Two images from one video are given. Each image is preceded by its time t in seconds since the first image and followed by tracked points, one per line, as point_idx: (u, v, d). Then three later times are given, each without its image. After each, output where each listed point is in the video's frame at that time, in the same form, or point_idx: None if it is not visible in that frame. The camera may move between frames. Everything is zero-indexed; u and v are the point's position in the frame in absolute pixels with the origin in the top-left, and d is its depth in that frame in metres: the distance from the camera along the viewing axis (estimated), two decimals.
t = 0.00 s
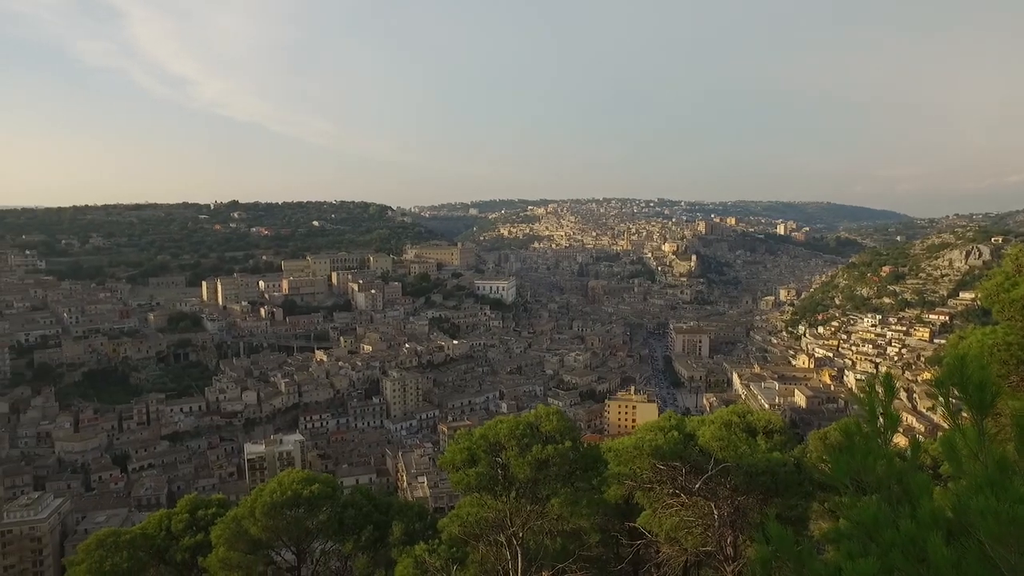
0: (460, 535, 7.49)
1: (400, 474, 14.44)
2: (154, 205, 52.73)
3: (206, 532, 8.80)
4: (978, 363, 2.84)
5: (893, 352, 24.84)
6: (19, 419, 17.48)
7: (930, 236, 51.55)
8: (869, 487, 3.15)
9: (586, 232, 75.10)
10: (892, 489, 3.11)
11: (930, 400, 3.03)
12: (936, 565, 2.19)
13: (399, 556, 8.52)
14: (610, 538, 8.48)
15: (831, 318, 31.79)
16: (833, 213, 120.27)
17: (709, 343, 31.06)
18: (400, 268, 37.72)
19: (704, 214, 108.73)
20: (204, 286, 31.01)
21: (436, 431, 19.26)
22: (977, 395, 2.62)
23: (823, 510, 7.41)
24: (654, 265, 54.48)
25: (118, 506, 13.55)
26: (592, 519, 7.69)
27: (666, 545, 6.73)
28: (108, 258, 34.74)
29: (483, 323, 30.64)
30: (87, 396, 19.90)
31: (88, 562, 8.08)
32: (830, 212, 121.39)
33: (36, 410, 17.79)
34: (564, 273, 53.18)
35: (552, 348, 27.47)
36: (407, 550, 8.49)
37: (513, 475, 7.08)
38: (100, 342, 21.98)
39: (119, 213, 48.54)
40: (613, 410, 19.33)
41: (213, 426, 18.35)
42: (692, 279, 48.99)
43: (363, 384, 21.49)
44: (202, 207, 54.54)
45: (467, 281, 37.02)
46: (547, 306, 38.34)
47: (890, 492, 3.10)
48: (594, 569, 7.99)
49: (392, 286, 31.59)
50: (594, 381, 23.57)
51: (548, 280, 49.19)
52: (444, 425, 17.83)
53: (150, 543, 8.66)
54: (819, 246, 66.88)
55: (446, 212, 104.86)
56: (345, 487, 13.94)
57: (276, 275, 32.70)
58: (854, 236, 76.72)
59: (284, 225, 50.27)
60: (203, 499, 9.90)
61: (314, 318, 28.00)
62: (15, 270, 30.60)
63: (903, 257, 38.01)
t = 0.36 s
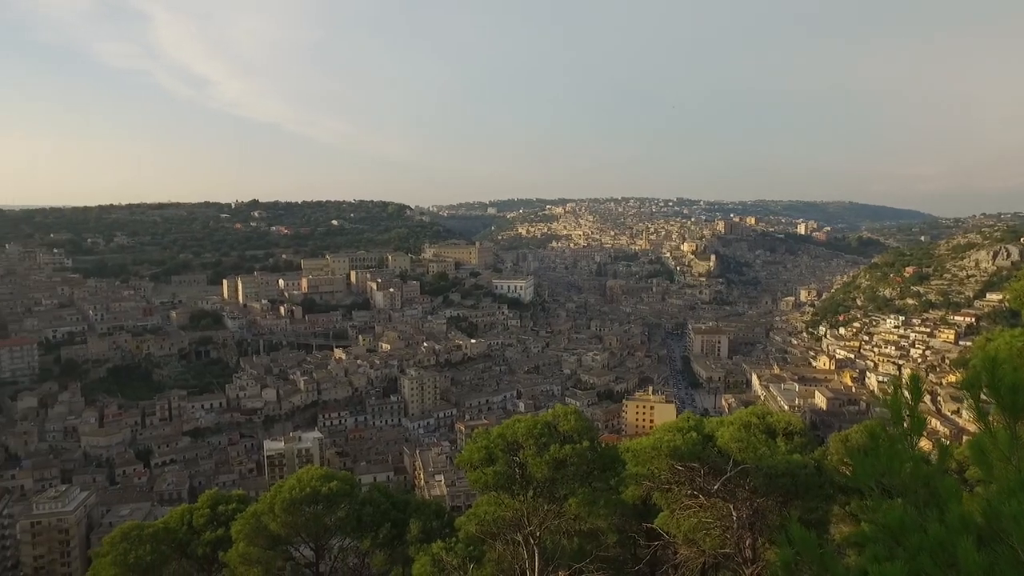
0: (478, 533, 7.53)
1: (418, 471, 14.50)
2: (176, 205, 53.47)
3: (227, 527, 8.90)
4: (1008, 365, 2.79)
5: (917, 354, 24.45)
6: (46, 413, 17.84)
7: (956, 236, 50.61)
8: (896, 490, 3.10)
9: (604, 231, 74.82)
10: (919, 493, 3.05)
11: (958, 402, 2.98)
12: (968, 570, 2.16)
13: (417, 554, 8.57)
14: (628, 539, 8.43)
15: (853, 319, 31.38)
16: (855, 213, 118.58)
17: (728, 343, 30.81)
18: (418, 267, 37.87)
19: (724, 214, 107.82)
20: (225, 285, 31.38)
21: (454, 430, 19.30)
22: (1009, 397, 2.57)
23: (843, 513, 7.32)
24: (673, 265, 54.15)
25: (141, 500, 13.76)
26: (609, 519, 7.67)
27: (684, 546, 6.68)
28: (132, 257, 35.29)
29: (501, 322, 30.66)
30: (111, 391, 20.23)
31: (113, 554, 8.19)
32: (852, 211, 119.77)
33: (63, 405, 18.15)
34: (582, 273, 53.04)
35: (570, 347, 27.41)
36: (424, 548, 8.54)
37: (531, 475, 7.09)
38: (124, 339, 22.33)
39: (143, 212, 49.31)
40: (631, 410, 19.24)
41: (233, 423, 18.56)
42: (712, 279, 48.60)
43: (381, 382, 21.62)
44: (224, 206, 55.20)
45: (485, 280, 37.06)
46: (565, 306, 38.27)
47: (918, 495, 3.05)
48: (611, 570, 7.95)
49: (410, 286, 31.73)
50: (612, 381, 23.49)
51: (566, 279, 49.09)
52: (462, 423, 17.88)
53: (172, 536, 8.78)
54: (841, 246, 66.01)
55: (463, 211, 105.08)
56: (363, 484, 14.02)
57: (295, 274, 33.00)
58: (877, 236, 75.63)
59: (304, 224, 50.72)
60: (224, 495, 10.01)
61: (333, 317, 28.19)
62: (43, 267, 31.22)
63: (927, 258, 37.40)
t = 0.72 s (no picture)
0: (495, 533, 7.46)
1: (436, 470, 14.56)
2: (199, 204, 54.19)
3: (248, 523, 9.01)
4: None
5: (943, 357, 24.04)
6: (74, 409, 18.21)
7: (984, 236, 49.64)
8: (925, 494, 3.05)
9: (623, 231, 74.47)
10: (950, 498, 2.98)
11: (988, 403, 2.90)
12: None
13: (435, 552, 8.60)
14: (647, 541, 8.36)
15: (877, 320, 30.93)
16: (879, 213, 116.78)
17: (749, 344, 30.51)
18: (437, 266, 38.00)
19: (745, 213, 106.76)
20: (246, 283, 31.75)
21: (472, 429, 19.33)
22: None
23: (867, 518, 7.18)
24: (693, 265, 53.75)
25: (164, 494, 13.97)
26: (628, 520, 7.64)
27: (703, 549, 6.58)
28: (156, 256, 35.84)
29: (519, 322, 30.66)
30: (136, 387, 20.57)
31: (138, 549, 8.33)
32: (876, 211, 117.98)
33: (90, 401, 18.52)
34: (601, 273, 52.86)
35: (589, 347, 27.33)
36: (442, 547, 8.57)
37: (549, 475, 7.11)
38: (148, 336, 22.69)
39: (167, 211, 50.06)
40: (650, 410, 19.13)
41: (254, 420, 18.80)
42: (732, 279, 48.17)
43: (400, 381, 21.75)
44: (246, 206, 55.86)
45: (504, 280, 37.08)
46: (584, 306, 38.18)
47: (948, 500, 2.99)
48: (629, 571, 7.88)
49: (429, 285, 31.85)
50: (630, 382, 23.39)
51: (585, 279, 48.97)
52: (480, 423, 17.90)
53: (195, 531, 8.92)
54: (865, 247, 65.04)
55: (482, 211, 105.24)
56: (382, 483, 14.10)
57: (316, 273, 33.30)
58: (902, 236, 74.42)
59: (325, 224, 51.15)
60: (245, 491, 10.13)
61: (352, 315, 28.37)
62: (70, 266, 31.85)
63: (954, 258, 36.73)
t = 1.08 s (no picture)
0: (516, 532, 7.38)
1: (457, 469, 14.62)
2: (224, 204, 54.97)
3: (271, 518, 9.12)
4: None
5: (972, 360, 23.55)
6: (102, 404, 18.57)
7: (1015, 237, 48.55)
8: (957, 498, 3.00)
9: (644, 231, 74.09)
10: (982, 501, 2.92)
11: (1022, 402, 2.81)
12: None
13: (455, 550, 8.64)
14: (667, 543, 8.30)
15: (904, 322, 30.41)
16: (906, 213, 114.81)
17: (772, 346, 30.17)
18: (457, 266, 38.11)
19: (768, 213, 105.63)
20: (270, 282, 32.12)
21: (493, 428, 19.34)
22: None
23: (892, 523, 7.07)
24: (715, 266, 53.30)
25: (189, 489, 14.18)
26: (648, 521, 7.60)
27: (725, 552, 6.40)
28: (182, 254, 36.41)
29: (540, 322, 30.64)
30: (162, 384, 20.93)
31: (164, 542, 8.45)
32: (903, 211, 115.97)
33: (118, 396, 18.86)
34: (622, 273, 52.62)
35: (609, 348, 27.23)
36: (462, 545, 8.61)
37: (570, 474, 7.10)
38: (174, 334, 23.06)
39: (192, 210, 50.87)
40: (671, 412, 19.00)
41: (276, 417, 19.02)
42: (755, 280, 47.69)
43: (421, 379, 21.85)
44: (269, 205, 56.54)
45: (525, 279, 37.09)
46: (605, 305, 38.06)
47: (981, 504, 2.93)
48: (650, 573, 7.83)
49: (449, 284, 31.96)
50: (651, 382, 23.26)
51: (605, 279, 48.82)
52: (501, 423, 17.92)
53: (219, 526, 9.04)
54: (891, 248, 63.97)
55: (502, 210, 105.42)
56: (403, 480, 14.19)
57: (338, 272, 33.60)
58: (930, 236, 73.10)
59: (347, 223, 51.53)
60: (268, 487, 10.24)
61: (374, 314, 28.56)
62: (99, 264, 32.48)
63: (985, 259, 35.96)
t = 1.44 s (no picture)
0: (538, 531, 7.36)
1: (479, 468, 14.66)
2: (250, 203, 55.74)
3: (295, 514, 9.22)
4: None
5: (1006, 364, 22.96)
6: (132, 399, 18.95)
7: None
8: (997, 507, 2.89)
9: (668, 231, 73.56)
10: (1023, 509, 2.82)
11: None
12: None
13: (477, 549, 8.67)
14: (689, 545, 8.23)
15: (935, 325, 29.77)
16: (938, 213, 112.39)
17: (798, 347, 29.78)
18: (480, 265, 38.19)
19: (794, 213, 104.19)
20: (295, 281, 32.48)
21: (514, 428, 19.33)
22: None
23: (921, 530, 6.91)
24: (740, 266, 52.72)
25: (216, 485, 14.41)
26: (671, 523, 7.57)
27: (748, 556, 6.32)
28: (209, 253, 36.96)
29: (562, 322, 30.58)
30: (189, 380, 21.28)
31: (191, 537, 8.56)
32: (934, 211, 113.58)
33: (147, 392, 19.23)
34: (645, 273, 52.31)
35: (632, 348, 27.09)
36: (483, 545, 8.64)
37: (593, 475, 7.08)
38: (202, 331, 23.42)
39: (220, 210, 51.67)
40: (694, 413, 18.83)
41: (300, 414, 19.23)
42: (780, 280, 47.07)
43: (444, 378, 21.95)
44: (295, 205, 57.22)
45: (547, 279, 37.03)
46: (628, 305, 37.88)
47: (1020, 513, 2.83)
48: None
49: (472, 284, 32.05)
50: (675, 383, 23.07)
51: (629, 279, 48.58)
52: (523, 422, 17.91)
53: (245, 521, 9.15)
54: (921, 248, 62.71)
55: (525, 210, 105.49)
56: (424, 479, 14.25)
57: (362, 271, 33.84)
58: (963, 236, 71.44)
59: (371, 223, 51.92)
60: (293, 484, 10.38)
61: (397, 313, 28.72)
62: (130, 262, 33.15)
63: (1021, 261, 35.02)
